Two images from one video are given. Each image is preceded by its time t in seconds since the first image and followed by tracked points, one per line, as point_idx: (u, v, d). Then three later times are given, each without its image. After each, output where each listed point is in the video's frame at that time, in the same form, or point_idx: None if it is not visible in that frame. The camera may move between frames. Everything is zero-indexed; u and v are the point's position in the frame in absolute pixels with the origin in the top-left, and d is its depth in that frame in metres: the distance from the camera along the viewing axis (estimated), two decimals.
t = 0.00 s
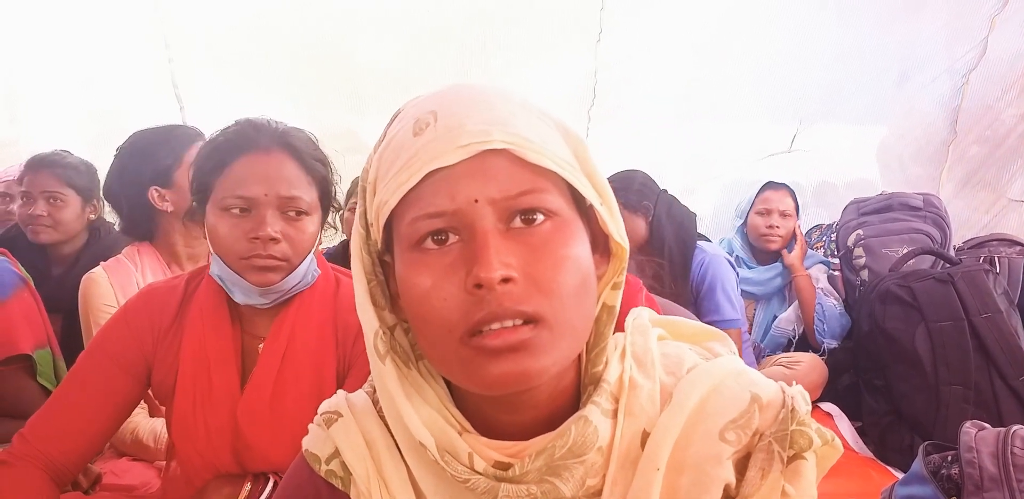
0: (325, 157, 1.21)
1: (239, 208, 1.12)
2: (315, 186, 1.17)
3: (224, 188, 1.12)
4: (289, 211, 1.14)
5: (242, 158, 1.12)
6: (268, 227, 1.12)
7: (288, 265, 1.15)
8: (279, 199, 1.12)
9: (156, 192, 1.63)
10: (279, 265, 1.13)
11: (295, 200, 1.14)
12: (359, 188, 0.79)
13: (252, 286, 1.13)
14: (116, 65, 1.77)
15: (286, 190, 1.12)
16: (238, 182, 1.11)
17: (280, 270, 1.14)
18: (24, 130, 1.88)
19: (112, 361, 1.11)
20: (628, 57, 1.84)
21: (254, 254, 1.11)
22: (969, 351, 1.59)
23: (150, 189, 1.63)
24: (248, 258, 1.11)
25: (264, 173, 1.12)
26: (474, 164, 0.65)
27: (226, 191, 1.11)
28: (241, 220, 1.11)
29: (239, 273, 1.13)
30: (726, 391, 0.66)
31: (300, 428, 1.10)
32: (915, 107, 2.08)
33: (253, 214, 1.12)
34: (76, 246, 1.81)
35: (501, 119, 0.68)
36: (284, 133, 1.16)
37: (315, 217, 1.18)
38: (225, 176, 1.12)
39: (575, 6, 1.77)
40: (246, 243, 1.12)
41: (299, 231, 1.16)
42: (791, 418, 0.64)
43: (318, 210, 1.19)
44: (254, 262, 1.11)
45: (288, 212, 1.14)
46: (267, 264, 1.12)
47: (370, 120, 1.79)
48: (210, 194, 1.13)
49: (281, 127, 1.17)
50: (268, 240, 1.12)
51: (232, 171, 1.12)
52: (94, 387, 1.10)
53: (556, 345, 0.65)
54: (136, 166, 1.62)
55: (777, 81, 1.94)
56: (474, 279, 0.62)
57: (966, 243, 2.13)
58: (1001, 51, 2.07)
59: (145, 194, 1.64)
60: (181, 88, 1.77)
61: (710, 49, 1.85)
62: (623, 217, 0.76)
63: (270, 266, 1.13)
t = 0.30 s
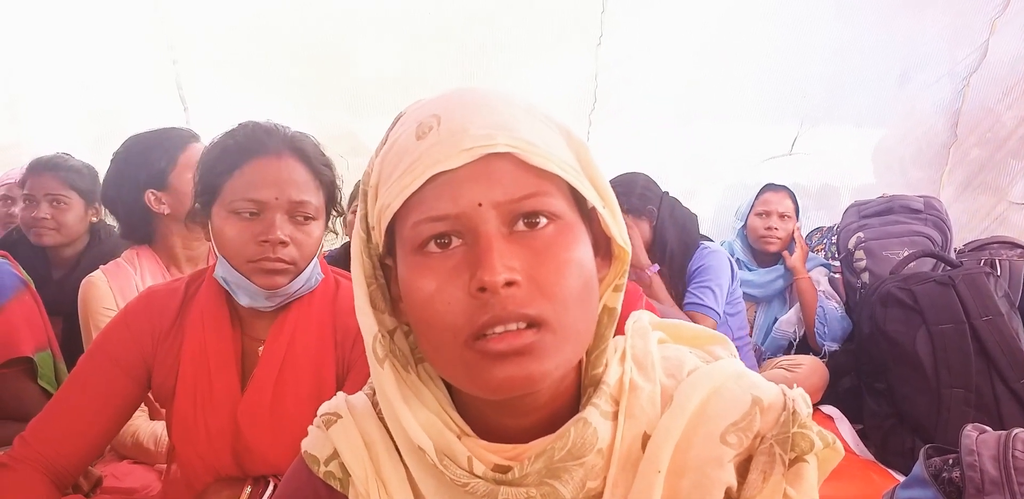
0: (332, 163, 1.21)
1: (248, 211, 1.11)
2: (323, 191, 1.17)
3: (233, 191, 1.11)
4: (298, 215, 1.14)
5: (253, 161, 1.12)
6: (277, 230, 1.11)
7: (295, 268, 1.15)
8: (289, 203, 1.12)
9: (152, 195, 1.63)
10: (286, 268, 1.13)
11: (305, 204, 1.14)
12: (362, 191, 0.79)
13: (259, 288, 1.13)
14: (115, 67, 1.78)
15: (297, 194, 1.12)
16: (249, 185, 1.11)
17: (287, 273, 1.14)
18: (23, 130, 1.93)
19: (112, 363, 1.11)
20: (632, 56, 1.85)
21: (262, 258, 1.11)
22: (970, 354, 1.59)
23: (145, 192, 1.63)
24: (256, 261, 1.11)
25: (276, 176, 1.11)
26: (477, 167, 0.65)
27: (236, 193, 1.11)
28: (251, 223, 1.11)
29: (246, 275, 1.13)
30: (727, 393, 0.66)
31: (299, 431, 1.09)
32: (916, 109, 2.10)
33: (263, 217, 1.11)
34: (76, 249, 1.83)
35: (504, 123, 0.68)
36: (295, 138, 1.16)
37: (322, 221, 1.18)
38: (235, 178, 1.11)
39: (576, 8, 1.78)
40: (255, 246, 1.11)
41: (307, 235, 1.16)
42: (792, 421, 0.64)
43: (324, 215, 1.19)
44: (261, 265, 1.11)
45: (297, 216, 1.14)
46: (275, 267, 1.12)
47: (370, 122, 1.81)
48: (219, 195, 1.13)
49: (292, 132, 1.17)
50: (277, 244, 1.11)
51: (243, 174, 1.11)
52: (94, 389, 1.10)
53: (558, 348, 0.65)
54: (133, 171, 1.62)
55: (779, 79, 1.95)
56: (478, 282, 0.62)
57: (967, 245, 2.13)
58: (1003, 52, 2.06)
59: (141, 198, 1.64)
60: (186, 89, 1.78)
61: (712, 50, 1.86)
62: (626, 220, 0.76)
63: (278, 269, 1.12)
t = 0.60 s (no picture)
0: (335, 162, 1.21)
1: (254, 210, 1.11)
2: (326, 191, 1.18)
3: (239, 190, 1.10)
4: (303, 215, 1.14)
5: (258, 160, 1.11)
6: (282, 230, 1.11)
7: (298, 268, 1.15)
8: (295, 203, 1.12)
9: (138, 195, 1.64)
10: (291, 268, 1.13)
11: (310, 204, 1.14)
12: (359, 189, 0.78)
13: (262, 287, 1.12)
14: (118, 69, 1.78)
15: (303, 194, 1.12)
16: (254, 185, 1.10)
17: (291, 272, 1.14)
18: (23, 130, 1.90)
19: (108, 361, 1.11)
20: (632, 55, 1.86)
21: (268, 257, 1.11)
22: (967, 353, 1.59)
23: (132, 193, 1.64)
24: (262, 260, 1.11)
25: (281, 176, 1.11)
26: (475, 168, 0.65)
27: (241, 192, 1.10)
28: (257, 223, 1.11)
29: (250, 274, 1.12)
30: (725, 391, 0.66)
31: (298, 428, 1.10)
32: (913, 108, 2.11)
33: (268, 217, 1.11)
34: (71, 249, 1.80)
35: (503, 123, 0.68)
36: (300, 138, 1.16)
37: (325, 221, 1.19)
38: (239, 176, 1.11)
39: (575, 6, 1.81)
40: (260, 245, 1.11)
41: (312, 235, 1.16)
42: (790, 419, 0.64)
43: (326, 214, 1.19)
44: (267, 264, 1.11)
45: (303, 216, 1.14)
46: (280, 266, 1.12)
47: (369, 120, 1.82)
48: (222, 193, 1.12)
49: (296, 131, 1.17)
50: (282, 243, 1.11)
51: (248, 173, 1.11)
52: (89, 387, 1.09)
53: (556, 349, 0.65)
54: (122, 171, 1.63)
55: (781, 77, 1.96)
56: (475, 283, 0.62)
57: (964, 245, 2.13)
58: (1001, 51, 2.09)
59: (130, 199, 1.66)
60: (184, 86, 1.78)
61: (712, 49, 1.88)
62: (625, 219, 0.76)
63: (282, 269, 1.12)
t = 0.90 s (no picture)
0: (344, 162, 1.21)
1: (262, 209, 1.10)
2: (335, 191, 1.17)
3: (248, 189, 1.10)
4: (311, 215, 1.13)
5: (268, 159, 1.10)
6: (291, 229, 1.11)
7: (305, 267, 1.14)
8: (304, 203, 1.11)
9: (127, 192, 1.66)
10: (298, 267, 1.12)
11: (319, 204, 1.13)
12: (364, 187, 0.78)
13: (269, 286, 1.12)
14: (115, 67, 1.79)
15: (312, 195, 1.12)
16: (264, 184, 1.10)
17: (298, 271, 1.13)
18: (23, 129, 1.92)
19: (112, 357, 1.10)
20: (635, 54, 1.86)
21: (276, 256, 1.10)
22: (969, 352, 1.59)
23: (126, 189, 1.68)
24: (270, 260, 1.10)
25: (291, 176, 1.10)
26: (481, 167, 0.65)
27: (250, 191, 1.10)
28: (266, 222, 1.11)
29: (257, 272, 1.11)
30: (730, 391, 0.66)
31: (302, 426, 1.09)
32: (912, 107, 2.11)
33: (277, 216, 1.11)
34: (75, 246, 1.82)
35: (510, 121, 0.68)
36: (310, 138, 1.15)
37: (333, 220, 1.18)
38: (249, 174, 1.10)
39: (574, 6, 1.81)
40: (269, 244, 1.10)
41: (320, 234, 1.15)
42: (797, 419, 0.64)
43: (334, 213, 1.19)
44: (275, 263, 1.10)
45: (311, 216, 1.13)
46: (288, 266, 1.11)
47: (370, 118, 1.83)
48: (231, 191, 1.11)
49: (307, 131, 1.16)
50: (291, 243, 1.11)
51: (258, 172, 1.10)
52: (93, 383, 1.09)
53: (562, 349, 0.65)
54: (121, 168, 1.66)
55: (781, 76, 1.97)
56: (480, 282, 0.62)
57: (965, 244, 2.13)
58: (1001, 52, 2.08)
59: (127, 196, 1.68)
60: (183, 84, 1.80)
61: (711, 49, 1.88)
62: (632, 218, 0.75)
63: (290, 268, 1.12)
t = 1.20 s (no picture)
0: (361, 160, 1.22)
1: (280, 205, 1.11)
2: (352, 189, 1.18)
3: (267, 185, 1.10)
4: (328, 212, 1.14)
5: (287, 156, 1.11)
6: (309, 227, 1.12)
7: (320, 263, 1.15)
8: (322, 201, 1.12)
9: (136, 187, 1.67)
10: (314, 264, 1.13)
11: (336, 202, 1.14)
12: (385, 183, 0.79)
13: (285, 281, 1.12)
14: (115, 64, 1.83)
15: (330, 193, 1.12)
16: (283, 181, 1.10)
17: (313, 268, 1.14)
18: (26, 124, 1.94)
19: (125, 348, 1.11)
20: (636, 52, 1.88)
21: (293, 253, 1.11)
22: (973, 356, 1.59)
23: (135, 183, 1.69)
24: (287, 256, 1.11)
25: (310, 174, 1.11)
26: (503, 166, 0.65)
27: (269, 187, 1.10)
28: (283, 219, 1.11)
29: (273, 268, 1.12)
30: (747, 390, 0.66)
31: (313, 419, 1.09)
32: (919, 110, 2.11)
33: (294, 213, 1.11)
34: (81, 238, 1.84)
35: (532, 120, 0.68)
36: (329, 136, 1.15)
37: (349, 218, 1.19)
38: (268, 170, 1.11)
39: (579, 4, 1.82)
40: (286, 241, 1.11)
41: (336, 232, 1.16)
42: (813, 419, 0.64)
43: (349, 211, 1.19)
44: (292, 260, 1.11)
45: (328, 213, 1.14)
46: (304, 262, 1.12)
47: (374, 113, 1.89)
48: (249, 186, 1.12)
49: (326, 128, 1.16)
50: (308, 240, 1.12)
51: (276, 169, 1.10)
52: (107, 375, 1.09)
53: (582, 348, 0.65)
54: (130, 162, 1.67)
55: (782, 77, 1.99)
56: (502, 280, 0.62)
57: (970, 248, 2.13)
58: (1009, 57, 2.09)
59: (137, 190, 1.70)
60: (189, 79, 1.84)
61: (712, 49, 1.90)
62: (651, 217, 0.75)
63: (306, 264, 1.13)
